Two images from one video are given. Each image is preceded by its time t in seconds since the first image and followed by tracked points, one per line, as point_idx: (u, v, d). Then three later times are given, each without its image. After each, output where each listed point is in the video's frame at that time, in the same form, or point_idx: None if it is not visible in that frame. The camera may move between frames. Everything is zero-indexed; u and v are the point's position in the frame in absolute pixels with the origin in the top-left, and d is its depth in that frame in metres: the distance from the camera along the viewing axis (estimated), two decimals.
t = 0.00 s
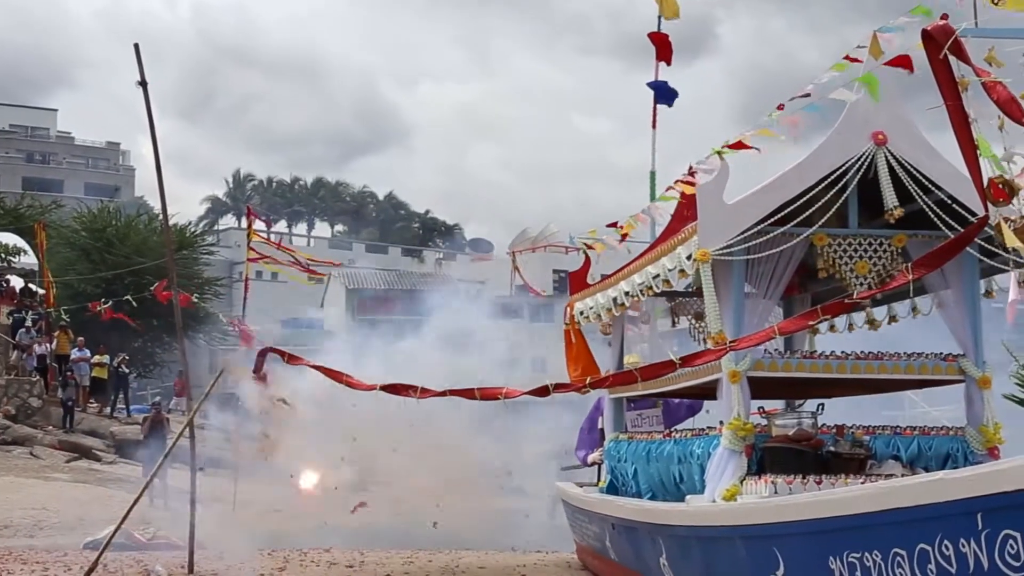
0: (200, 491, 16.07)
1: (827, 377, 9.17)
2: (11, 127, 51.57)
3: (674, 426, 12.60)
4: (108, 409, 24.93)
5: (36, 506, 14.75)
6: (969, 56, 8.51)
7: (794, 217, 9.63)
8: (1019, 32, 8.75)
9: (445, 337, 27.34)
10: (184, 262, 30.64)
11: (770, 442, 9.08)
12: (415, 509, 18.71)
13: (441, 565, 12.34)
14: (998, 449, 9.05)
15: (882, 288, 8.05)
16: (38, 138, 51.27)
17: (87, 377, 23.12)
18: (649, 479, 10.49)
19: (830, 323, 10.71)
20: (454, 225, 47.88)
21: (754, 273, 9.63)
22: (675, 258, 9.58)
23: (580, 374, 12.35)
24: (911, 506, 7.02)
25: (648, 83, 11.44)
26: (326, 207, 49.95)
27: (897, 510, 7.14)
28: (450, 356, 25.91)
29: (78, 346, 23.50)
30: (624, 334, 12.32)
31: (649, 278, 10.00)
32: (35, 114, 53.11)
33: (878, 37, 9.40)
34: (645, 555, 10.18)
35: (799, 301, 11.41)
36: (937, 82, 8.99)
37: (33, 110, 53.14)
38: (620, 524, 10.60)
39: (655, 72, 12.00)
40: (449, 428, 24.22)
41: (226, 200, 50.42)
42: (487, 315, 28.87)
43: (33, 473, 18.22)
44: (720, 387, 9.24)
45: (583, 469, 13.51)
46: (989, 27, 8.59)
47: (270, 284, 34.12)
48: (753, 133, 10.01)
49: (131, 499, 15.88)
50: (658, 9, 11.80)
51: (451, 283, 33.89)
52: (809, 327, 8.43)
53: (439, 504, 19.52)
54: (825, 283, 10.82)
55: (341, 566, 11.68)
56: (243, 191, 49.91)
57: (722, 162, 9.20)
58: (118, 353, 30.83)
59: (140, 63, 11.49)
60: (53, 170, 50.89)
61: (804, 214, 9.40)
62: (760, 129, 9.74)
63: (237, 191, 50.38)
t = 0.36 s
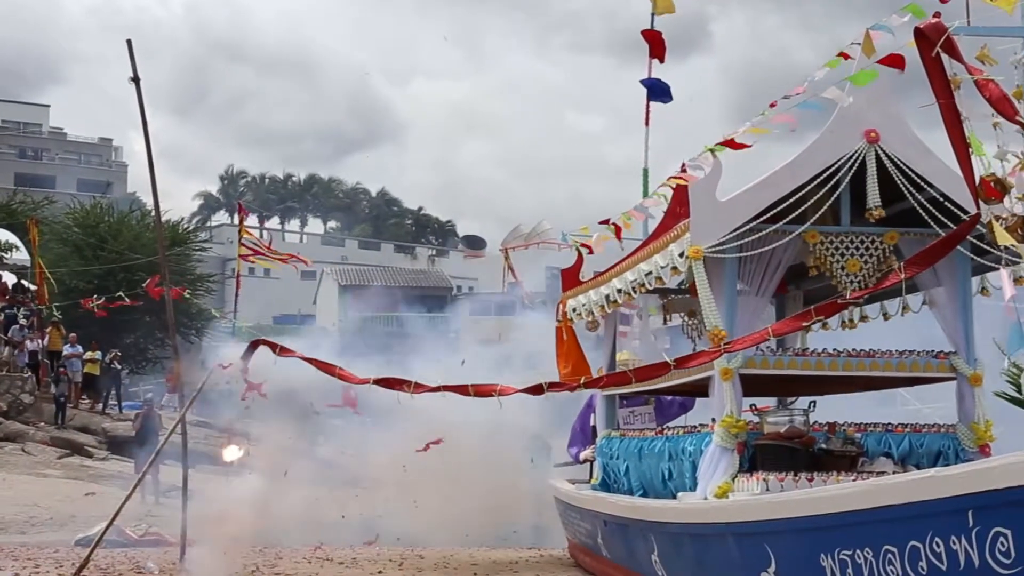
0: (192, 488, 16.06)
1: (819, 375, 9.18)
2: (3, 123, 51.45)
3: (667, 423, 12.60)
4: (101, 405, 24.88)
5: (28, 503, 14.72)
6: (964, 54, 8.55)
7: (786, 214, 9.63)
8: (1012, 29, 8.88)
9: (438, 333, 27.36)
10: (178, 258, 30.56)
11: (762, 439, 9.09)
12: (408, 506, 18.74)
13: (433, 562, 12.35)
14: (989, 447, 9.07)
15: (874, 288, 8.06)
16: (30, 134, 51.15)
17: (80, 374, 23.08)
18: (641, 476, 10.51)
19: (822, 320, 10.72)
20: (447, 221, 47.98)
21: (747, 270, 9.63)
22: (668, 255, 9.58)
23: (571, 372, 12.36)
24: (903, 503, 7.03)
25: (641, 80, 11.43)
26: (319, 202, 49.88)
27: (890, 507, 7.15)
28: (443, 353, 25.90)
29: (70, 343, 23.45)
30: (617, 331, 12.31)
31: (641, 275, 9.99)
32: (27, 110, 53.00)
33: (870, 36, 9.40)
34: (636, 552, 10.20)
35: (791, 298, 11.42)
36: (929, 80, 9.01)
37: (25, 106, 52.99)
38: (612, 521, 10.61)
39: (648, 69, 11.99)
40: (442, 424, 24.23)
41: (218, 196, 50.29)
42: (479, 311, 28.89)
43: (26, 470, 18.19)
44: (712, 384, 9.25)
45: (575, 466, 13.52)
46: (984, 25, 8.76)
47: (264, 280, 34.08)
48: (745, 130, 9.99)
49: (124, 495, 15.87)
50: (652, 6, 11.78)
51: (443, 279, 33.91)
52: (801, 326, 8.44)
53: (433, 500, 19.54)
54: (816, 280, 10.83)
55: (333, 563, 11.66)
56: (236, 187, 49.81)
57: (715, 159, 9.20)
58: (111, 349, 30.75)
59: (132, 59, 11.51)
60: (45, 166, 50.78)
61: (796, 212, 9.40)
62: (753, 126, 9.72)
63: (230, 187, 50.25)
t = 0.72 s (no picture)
0: (182, 484, 16.05)
1: (809, 372, 9.20)
2: None
3: (657, 420, 12.61)
4: (90, 401, 24.84)
5: (18, 499, 14.70)
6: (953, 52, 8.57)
7: (777, 212, 9.64)
8: (1001, 27, 8.92)
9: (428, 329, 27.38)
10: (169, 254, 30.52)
11: (751, 436, 9.11)
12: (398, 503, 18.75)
13: (423, 559, 12.36)
14: (978, 444, 9.09)
15: (863, 284, 8.09)
16: (21, 130, 51.07)
17: (70, 370, 23.04)
18: (631, 473, 10.52)
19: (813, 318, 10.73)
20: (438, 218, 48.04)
21: (737, 268, 9.64)
22: (658, 252, 9.59)
23: (563, 369, 12.38)
24: (892, 501, 7.05)
25: (633, 77, 11.42)
26: (310, 199, 49.82)
27: (879, 504, 7.17)
28: (433, 349, 25.92)
29: (60, 339, 23.40)
30: (607, 328, 12.31)
31: (632, 272, 9.99)
32: (18, 105, 52.88)
33: (861, 34, 9.42)
34: (626, 549, 10.21)
35: (782, 295, 11.43)
36: (919, 78, 9.03)
37: (15, 101, 52.87)
38: (601, 518, 10.61)
39: (639, 66, 11.98)
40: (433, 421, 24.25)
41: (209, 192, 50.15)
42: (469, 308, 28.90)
43: (16, 466, 18.16)
44: (702, 381, 9.26)
45: (566, 463, 13.53)
46: (973, 23, 8.80)
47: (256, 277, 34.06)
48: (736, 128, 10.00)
49: (115, 491, 15.86)
50: (644, 4, 11.79)
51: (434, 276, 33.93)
52: (791, 322, 8.47)
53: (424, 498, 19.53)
54: (807, 278, 10.84)
55: (323, 559, 11.66)
56: (227, 184, 49.75)
57: (706, 156, 9.20)
58: (101, 345, 30.83)
59: (122, 53, 11.50)
60: (36, 162, 50.67)
61: (787, 209, 9.41)
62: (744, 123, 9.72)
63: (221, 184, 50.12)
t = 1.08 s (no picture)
0: (170, 481, 16.05)
1: (796, 370, 9.22)
2: None
3: (645, 418, 12.63)
4: (78, 398, 24.77)
5: (6, 496, 14.67)
6: (942, 51, 8.58)
7: (765, 210, 9.66)
8: (988, 26, 8.94)
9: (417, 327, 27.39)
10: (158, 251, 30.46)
11: (739, 434, 9.13)
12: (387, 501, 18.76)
13: (408, 555, 12.37)
14: (964, 442, 9.10)
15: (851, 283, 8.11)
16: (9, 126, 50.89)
17: (58, 366, 22.98)
18: (618, 471, 10.54)
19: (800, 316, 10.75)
20: (426, 215, 47.98)
21: (725, 266, 9.66)
22: (646, 250, 9.59)
23: (551, 366, 12.38)
24: (879, 498, 7.07)
25: (622, 75, 11.41)
26: (299, 196, 49.67)
27: (865, 502, 7.19)
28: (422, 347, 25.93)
29: (48, 335, 23.33)
30: (595, 325, 12.32)
31: (620, 270, 10.00)
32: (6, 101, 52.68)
33: (850, 32, 9.43)
34: (614, 547, 10.22)
35: (769, 293, 11.45)
36: (907, 77, 9.05)
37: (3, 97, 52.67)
38: (589, 516, 10.62)
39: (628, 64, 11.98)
40: (421, 419, 24.26)
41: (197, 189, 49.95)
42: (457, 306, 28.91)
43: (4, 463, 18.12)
44: (690, 379, 9.27)
45: (553, 460, 13.54)
46: (962, 22, 8.82)
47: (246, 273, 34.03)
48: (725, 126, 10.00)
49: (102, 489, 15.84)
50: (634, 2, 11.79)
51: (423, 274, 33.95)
52: (778, 321, 8.49)
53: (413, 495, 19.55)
54: (795, 276, 10.86)
55: (311, 556, 11.68)
56: (216, 181, 49.66)
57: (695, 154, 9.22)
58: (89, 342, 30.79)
59: (111, 49, 11.49)
60: (24, 158, 50.49)
61: (775, 207, 9.42)
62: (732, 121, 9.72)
63: (209, 180, 49.90)
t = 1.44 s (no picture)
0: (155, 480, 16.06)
1: (782, 369, 9.24)
2: None
3: (631, 417, 12.64)
4: (63, 396, 24.69)
5: None
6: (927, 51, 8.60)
7: (750, 209, 9.68)
8: (973, 27, 8.97)
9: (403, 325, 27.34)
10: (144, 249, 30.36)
11: (724, 433, 9.15)
12: (374, 500, 18.75)
13: (393, 554, 12.38)
14: (948, 441, 9.07)
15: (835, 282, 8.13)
16: None
17: (43, 365, 22.89)
18: (604, 469, 10.55)
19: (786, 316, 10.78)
20: (414, 214, 47.90)
21: (711, 266, 9.67)
22: (632, 249, 9.61)
23: (538, 365, 12.40)
24: (863, 497, 7.10)
25: (609, 74, 11.41)
26: (286, 194, 49.51)
27: (850, 501, 7.21)
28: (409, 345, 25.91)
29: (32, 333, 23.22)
30: (582, 324, 12.32)
31: (606, 269, 10.01)
32: None
33: (836, 32, 9.45)
34: (599, 546, 10.25)
35: (755, 293, 11.46)
36: (893, 77, 9.07)
37: None
38: (575, 514, 10.64)
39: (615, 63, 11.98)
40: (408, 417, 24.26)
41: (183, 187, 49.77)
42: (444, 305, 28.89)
43: None
44: (675, 378, 9.29)
45: (539, 459, 13.54)
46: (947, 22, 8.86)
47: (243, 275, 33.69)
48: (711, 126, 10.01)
49: (86, 487, 15.81)
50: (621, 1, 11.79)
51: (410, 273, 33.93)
52: (763, 320, 8.52)
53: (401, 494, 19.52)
54: (781, 276, 10.88)
55: (296, 555, 11.67)
56: (201, 178, 49.48)
57: (681, 153, 9.23)
58: (74, 341, 30.69)
59: (96, 46, 11.46)
60: (9, 155, 50.21)
61: (760, 207, 9.44)
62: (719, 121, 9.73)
63: (195, 178, 49.71)
